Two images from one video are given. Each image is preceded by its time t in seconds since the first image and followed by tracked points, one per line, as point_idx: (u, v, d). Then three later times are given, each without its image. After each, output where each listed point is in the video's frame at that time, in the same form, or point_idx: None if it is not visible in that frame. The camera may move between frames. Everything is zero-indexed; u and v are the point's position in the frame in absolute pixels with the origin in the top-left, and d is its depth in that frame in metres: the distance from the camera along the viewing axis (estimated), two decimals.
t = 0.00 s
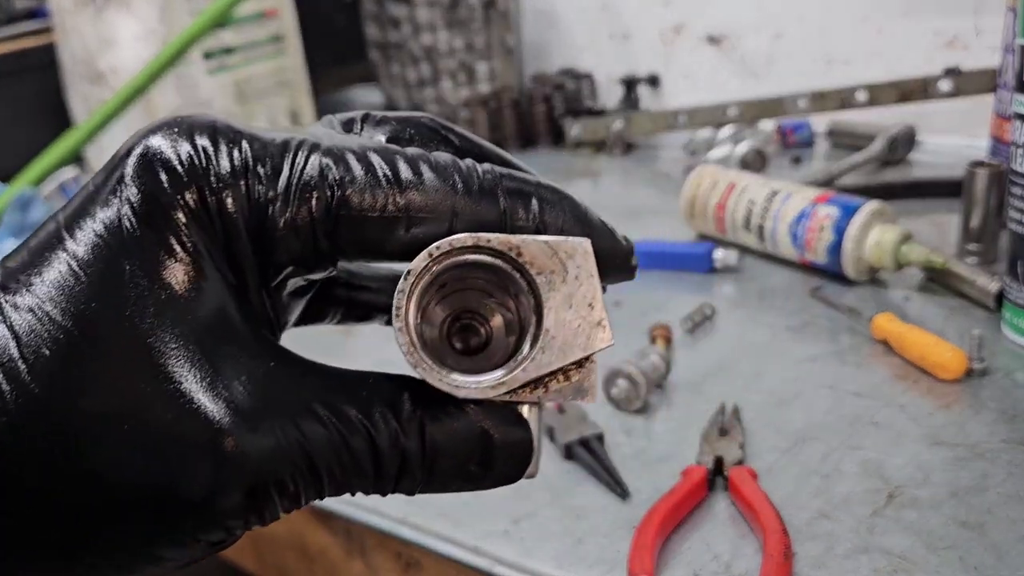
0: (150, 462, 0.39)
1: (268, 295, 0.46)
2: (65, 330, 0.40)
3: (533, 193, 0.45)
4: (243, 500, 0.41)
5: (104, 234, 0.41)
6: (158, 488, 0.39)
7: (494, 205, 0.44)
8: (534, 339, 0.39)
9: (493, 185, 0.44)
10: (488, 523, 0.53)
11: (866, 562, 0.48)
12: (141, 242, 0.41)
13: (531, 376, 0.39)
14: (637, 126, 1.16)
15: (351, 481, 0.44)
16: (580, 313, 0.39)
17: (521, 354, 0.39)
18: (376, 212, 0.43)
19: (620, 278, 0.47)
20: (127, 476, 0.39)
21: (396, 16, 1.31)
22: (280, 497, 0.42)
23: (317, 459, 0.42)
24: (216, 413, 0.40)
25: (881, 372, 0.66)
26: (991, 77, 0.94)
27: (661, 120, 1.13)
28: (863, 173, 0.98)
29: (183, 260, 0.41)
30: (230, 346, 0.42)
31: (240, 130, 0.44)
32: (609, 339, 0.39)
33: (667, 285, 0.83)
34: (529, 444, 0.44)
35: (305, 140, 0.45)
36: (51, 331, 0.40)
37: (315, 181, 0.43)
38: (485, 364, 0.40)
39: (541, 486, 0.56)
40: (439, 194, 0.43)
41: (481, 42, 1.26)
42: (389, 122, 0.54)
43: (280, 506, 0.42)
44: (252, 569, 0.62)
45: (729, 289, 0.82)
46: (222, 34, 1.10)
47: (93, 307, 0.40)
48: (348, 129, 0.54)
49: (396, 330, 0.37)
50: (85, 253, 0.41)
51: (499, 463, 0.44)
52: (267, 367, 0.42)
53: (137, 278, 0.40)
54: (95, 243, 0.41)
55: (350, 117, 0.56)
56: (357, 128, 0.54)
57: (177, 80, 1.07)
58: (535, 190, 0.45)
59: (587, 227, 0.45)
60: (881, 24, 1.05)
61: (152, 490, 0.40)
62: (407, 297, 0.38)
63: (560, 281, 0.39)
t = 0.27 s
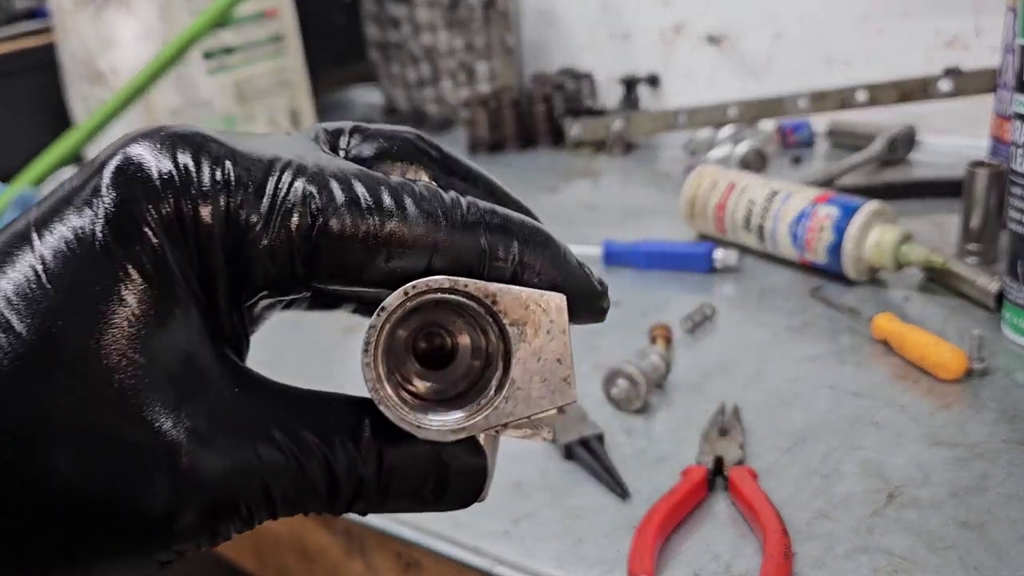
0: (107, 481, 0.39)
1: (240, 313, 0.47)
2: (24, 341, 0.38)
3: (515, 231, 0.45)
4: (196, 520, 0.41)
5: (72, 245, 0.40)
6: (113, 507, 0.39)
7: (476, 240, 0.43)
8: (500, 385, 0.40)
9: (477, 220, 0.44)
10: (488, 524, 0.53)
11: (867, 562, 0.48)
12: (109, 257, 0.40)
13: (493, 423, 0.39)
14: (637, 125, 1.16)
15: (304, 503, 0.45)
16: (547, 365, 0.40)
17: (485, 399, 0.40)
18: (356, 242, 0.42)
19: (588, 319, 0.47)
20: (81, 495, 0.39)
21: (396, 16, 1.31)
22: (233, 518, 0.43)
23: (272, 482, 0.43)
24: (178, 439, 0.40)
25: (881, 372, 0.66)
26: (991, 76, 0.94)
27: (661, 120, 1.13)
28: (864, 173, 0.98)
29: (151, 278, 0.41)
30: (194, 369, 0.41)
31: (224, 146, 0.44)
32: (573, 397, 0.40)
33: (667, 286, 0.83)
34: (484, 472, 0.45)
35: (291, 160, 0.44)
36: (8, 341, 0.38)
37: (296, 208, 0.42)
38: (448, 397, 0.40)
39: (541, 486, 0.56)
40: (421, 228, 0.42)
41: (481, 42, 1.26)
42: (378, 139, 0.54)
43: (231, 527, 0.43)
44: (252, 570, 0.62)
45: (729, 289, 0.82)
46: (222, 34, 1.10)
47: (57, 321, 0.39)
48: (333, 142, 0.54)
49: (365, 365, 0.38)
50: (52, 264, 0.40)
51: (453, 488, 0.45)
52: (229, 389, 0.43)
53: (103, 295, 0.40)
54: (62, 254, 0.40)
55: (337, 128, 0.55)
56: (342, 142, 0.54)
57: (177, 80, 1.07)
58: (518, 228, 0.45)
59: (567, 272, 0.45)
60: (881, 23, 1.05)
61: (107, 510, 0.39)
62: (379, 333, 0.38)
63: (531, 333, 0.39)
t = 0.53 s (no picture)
0: (70, 458, 0.39)
1: (208, 288, 0.45)
2: None
3: (490, 199, 0.44)
4: (165, 496, 0.41)
5: (31, 221, 0.40)
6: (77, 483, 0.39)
7: (448, 208, 0.42)
8: (472, 358, 0.39)
9: (449, 186, 0.43)
10: (488, 524, 0.53)
11: (867, 562, 0.48)
12: (69, 233, 0.40)
13: (465, 397, 0.39)
14: (637, 126, 1.16)
15: (278, 474, 0.44)
16: (520, 339, 0.38)
17: (457, 372, 0.39)
18: (325, 212, 0.42)
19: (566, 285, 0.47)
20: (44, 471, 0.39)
21: (396, 16, 1.31)
22: (204, 494, 0.42)
23: (243, 455, 0.42)
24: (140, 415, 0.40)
25: (881, 372, 0.66)
26: (991, 76, 0.94)
27: (661, 120, 1.13)
28: (864, 173, 0.98)
29: (114, 256, 0.40)
30: (159, 344, 0.41)
31: (185, 113, 0.43)
32: (546, 370, 0.38)
33: (667, 286, 0.83)
34: (462, 438, 0.45)
35: (257, 127, 0.44)
36: None
37: (261, 178, 0.41)
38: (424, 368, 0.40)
39: (541, 486, 0.56)
40: (390, 197, 0.42)
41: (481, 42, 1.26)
42: (350, 100, 0.51)
43: (203, 502, 0.43)
44: (251, 570, 0.62)
45: (729, 289, 0.81)
46: (222, 33, 1.10)
47: (16, 299, 0.39)
48: (303, 106, 0.51)
49: (333, 340, 0.37)
50: (12, 241, 0.39)
51: (430, 453, 0.45)
52: (199, 364, 0.42)
53: (62, 272, 0.39)
54: (21, 231, 0.39)
55: (306, 89, 0.52)
56: (311, 104, 0.51)
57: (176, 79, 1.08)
58: (491, 194, 0.44)
59: (540, 237, 0.44)
60: (881, 23, 1.05)
61: (72, 485, 0.39)
62: (348, 307, 0.37)
63: (504, 307, 0.38)
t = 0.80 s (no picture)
0: (44, 445, 0.40)
1: (182, 279, 0.46)
2: None
3: (470, 189, 0.43)
4: (139, 487, 0.41)
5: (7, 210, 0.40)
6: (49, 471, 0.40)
7: (427, 198, 0.42)
8: (452, 347, 0.39)
9: (427, 176, 0.43)
10: (488, 524, 0.53)
11: (867, 562, 0.48)
12: (45, 221, 0.41)
13: (445, 386, 0.39)
14: (638, 126, 1.16)
15: (256, 470, 0.44)
16: (497, 328, 0.39)
17: (437, 362, 0.39)
18: (302, 201, 0.42)
19: (548, 279, 0.47)
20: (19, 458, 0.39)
21: (396, 17, 1.30)
22: (178, 486, 0.42)
23: (219, 448, 0.42)
24: (114, 403, 0.40)
25: (881, 372, 0.66)
26: (991, 76, 0.94)
27: (662, 121, 1.13)
28: (865, 173, 0.98)
29: (88, 246, 0.41)
30: (131, 332, 0.42)
31: (160, 102, 0.44)
32: (525, 360, 0.39)
33: (667, 286, 0.83)
34: (445, 435, 0.45)
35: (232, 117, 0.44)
36: None
37: (237, 166, 0.42)
38: (405, 360, 0.41)
39: (541, 486, 0.56)
40: (368, 185, 0.42)
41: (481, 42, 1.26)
42: (330, 93, 0.51)
43: (177, 495, 0.43)
44: (251, 570, 0.62)
45: (729, 289, 0.81)
46: (222, 33, 1.10)
47: None
48: (283, 99, 0.52)
49: (311, 329, 0.38)
50: None
51: (412, 452, 0.45)
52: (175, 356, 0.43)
53: (37, 261, 0.40)
54: None
55: (288, 84, 0.53)
56: (292, 98, 0.52)
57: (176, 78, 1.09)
58: (471, 185, 0.44)
59: (521, 229, 0.44)
60: (882, 23, 1.05)
61: (45, 472, 0.40)
62: (325, 296, 0.38)
63: (482, 296, 0.39)
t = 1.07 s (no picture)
0: (54, 425, 0.39)
1: (190, 266, 0.45)
2: None
3: (466, 180, 0.43)
4: (148, 466, 0.40)
5: (17, 188, 0.40)
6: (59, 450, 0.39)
7: (424, 188, 0.42)
8: (452, 328, 0.39)
9: (427, 168, 0.43)
10: (488, 524, 0.53)
11: (867, 562, 0.48)
12: (54, 200, 0.40)
13: (447, 364, 0.39)
14: (638, 126, 1.16)
15: (261, 451, 0.44)
16: (497, 308, 0.39)
17: (438, 342, 0.39)
18: (303, 189, 0.41)
19: (540, 270, 0.46)
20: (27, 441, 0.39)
21: (396, 16, 1.30)
22: (187, 466, 0.42)
23: (227, 429, 0.42)
24: (123, 382, 0.40)
25: (881, 372, 0.66)
26: (991, 76, 0.94)
27: (662, 121, 1.13)
28: (865, 173, 0.98)
29: (99, 224, 0.40)
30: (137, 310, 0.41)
31: (167, 93, 0.43)
32: (524, 336, 0.39)
33: (667, 286, 0.83)
34: (440, 421, 0.43)
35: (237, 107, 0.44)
36: None
37: (243, 155, 0.41)
38: (406, 343, 0.40)
39: (542, 486, 0.56)
40: (369, 175, 0.41)
41: (481, 42, 1.26)
42: (324, 92, 0.50)
43: (187, 475, 0.42)
44: (252, 570, 0.62)
45: (729, 289, 0.81)
46: (221, 32, 1.10)
47: None
48: (280, 95, 0.50)
49: (316, 310, 0.38)
50: None
51: (409, 440, 0.44)
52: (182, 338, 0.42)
53: (47, 238, 0.39)
54: (8, 198, 0.40)
55: (285, 81, 0.51)
56: (289, 94, 0.50)
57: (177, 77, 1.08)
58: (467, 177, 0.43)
59: (515, 226, 0.43)
60: (882, 23, 1.05)
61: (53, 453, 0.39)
62: (330, 278, 0.38)
63: (481, 275, 0.39)
